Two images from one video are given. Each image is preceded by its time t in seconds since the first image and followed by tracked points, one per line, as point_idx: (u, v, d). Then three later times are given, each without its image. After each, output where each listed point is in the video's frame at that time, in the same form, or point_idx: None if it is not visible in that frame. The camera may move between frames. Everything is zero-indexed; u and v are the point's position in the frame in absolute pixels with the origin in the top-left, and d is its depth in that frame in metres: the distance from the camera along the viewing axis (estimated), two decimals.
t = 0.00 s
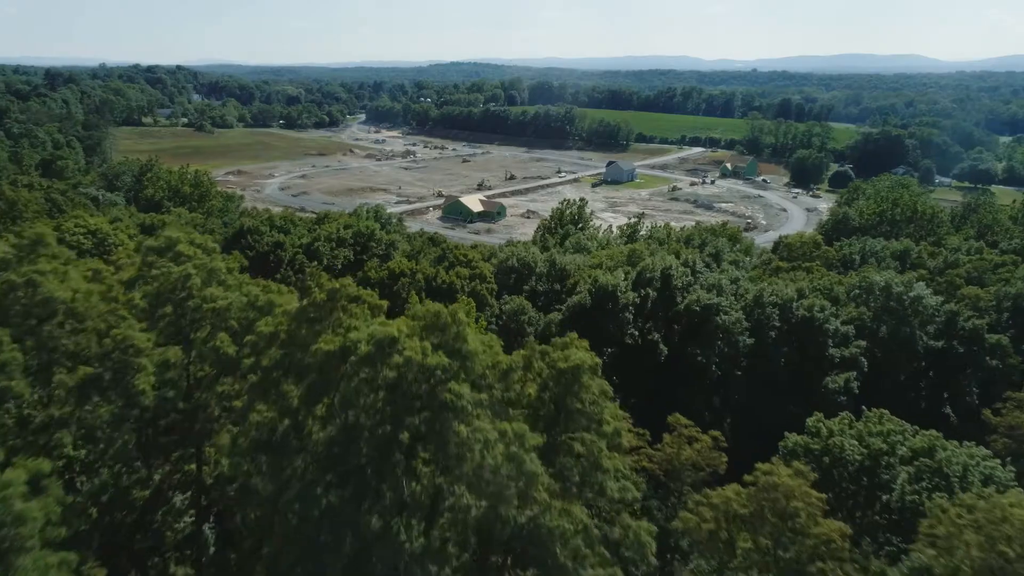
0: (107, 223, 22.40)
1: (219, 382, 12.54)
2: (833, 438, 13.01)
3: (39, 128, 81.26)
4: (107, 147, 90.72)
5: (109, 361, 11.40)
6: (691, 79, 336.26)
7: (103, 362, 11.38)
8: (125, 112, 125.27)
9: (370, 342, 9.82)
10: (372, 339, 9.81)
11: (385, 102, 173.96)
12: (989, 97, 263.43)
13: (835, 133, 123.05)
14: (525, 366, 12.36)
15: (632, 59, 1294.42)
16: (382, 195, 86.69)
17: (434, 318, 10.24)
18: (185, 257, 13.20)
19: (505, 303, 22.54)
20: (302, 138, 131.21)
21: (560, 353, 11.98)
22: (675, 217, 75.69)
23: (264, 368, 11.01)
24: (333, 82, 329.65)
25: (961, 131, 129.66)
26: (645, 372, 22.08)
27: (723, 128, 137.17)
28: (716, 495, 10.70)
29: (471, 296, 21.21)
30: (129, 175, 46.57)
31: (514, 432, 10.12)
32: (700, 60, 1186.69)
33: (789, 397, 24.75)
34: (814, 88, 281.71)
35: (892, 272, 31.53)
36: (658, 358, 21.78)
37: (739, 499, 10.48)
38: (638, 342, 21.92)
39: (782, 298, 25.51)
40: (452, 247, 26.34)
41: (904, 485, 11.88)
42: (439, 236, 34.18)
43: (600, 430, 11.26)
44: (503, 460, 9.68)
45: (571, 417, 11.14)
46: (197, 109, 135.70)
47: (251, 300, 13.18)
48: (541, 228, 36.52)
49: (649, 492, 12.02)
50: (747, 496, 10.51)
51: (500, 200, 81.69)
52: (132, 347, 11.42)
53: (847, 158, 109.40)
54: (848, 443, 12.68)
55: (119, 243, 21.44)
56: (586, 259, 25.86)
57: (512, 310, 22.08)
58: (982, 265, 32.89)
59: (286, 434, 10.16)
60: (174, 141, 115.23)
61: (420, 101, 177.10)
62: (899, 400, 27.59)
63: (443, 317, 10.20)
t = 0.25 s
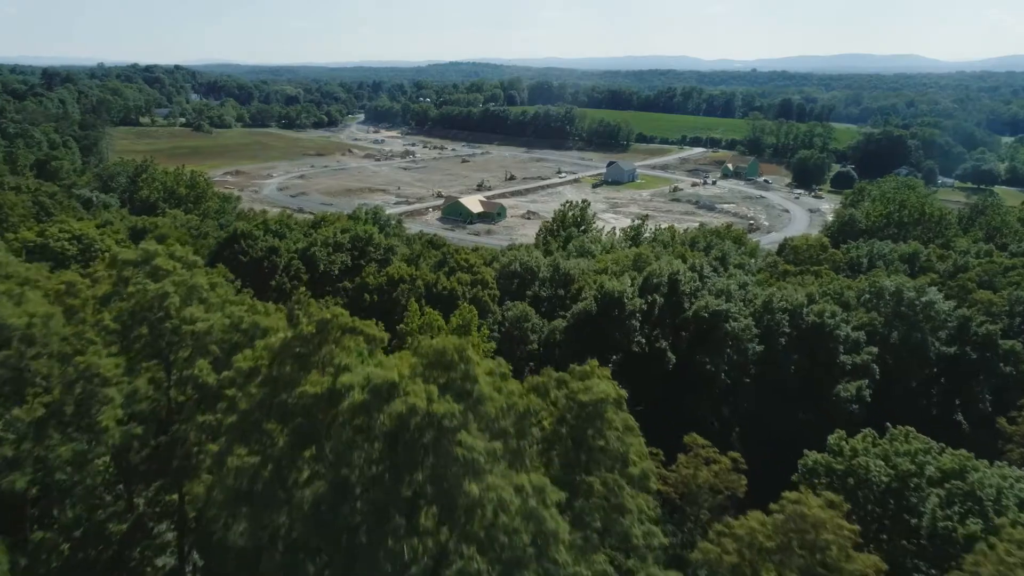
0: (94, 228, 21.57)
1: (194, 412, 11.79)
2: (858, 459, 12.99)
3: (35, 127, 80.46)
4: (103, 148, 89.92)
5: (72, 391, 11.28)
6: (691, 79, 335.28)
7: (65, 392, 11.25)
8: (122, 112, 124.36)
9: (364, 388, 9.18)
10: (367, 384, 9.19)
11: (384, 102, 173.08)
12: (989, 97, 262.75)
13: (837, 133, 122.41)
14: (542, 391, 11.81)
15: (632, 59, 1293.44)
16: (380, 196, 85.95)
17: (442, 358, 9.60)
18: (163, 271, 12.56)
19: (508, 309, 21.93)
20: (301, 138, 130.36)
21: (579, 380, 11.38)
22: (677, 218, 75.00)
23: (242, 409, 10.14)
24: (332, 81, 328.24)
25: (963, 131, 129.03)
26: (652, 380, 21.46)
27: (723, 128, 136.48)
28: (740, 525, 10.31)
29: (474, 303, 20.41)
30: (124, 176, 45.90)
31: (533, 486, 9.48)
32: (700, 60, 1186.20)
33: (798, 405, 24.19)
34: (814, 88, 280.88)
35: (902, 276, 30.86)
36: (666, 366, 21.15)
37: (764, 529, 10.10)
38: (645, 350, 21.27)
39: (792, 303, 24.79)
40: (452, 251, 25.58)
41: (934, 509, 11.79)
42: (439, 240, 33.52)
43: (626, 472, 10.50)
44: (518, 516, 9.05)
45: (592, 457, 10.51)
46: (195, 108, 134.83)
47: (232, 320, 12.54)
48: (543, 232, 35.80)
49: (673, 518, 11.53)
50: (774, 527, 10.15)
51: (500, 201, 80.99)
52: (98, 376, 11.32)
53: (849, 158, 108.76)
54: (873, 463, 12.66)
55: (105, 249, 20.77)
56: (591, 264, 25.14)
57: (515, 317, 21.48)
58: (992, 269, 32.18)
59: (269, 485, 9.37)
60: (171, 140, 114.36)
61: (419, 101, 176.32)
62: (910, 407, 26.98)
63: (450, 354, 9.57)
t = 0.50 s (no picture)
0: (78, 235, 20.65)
1: (172, 453, 11.10)
2: (887, 482, 12.80)
3: (31, 128, 79.73)
4: (100, 148, 89.22)
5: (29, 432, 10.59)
6: (691, 78, 334.44)
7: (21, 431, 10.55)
8: (120, 112, 123.60)
9: (362, 458, 8.42)
10: (365, 451, 8.45)
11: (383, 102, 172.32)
12: (991, 97, 262.08)
13: (839, 133, 121.78)
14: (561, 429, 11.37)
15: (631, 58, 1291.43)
16: (380, 196, 85.27)
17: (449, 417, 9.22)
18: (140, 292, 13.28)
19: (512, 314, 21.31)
20: (300, 138, 129.60)
21: (604, 418, 10.76)
22: (679, 219, 74.32)
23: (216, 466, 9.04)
24: (332, 81, 326.93)
25: (966, 131, 128.38)
26: (661, 390, 20.68)
27: (725, 128, 135.80)
28: (770, 561, 9.91)
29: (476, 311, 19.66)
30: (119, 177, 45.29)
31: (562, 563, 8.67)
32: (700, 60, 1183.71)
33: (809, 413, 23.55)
34: (815, 88, 280.14)
35: (913, 281, 30.18)
36: (676, 376, 20.36)
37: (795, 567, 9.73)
38: (654, 358, 20.50)
39: (803, 309, 24.11)
40: (453, 256, 24.92)
41: (971, 538, 11.30)
42: (440, 243, 32.82)
43: (662, 529, 9.71)
44: None
45: (623, 507, 9.76)
46: (193, 108, 134.08)
47: (213, 349, 11.78)
48: (546, 235, 35.20)
49: (696, 549, 11.26)
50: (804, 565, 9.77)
51: (500, 202, 80.30)
52: (55, 413, 10.77)
53: (851, 158, 108.10)
54: (903, 488, 12.46)
55: (91, 255, 20.04)
56: (596, 268, 24.43)
57: (518, 324, 20.85)
58: (1003, 272, 31.46)
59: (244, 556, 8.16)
60: (169, 141, 113.61)
61: (419, 101, 175.63)
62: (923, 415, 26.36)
63: (458, 408, 9.23)
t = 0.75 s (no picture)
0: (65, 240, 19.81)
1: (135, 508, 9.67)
2: (918, 508, 12.33)
3: (27, 128, 78.94)
4: (97, 149, 88.44)
5: None
6: (692, 78, 333.59)
7: None
8: (118, 112, 122.86)
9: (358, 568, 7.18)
10: (363, 558, 7.23)
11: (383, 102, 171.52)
12: (991, 97, 261.70)
13: (840, 133, 121.14)
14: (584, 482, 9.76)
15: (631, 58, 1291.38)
16: (379, 197, 84.56)
17: (456, 493, 8.11)
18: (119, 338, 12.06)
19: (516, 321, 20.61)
20: (299, 138, 128.87)
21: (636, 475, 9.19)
22: (681, 221, 73.64)
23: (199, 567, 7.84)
24: (333, 80, 325.42)
25: (968, 131, 127.83)
26: (670, 400, 20.00)
27: (726, 128, 135.18)
28: None
29: (480, 319, 18.93)
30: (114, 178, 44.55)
31: None
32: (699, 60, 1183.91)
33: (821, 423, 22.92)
34: (815, 89, 279.41)
35: (926, 286, 29.42)
36: (685, 386, 19.68)
37: None
38: (662, 368, 19.81)
39: (814, 316, 23.44)
40: (454, 261, 24.15)
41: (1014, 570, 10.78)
42: (440, 247, 32.06)
43: None
44: None
45: None
46: (191, 108, 133.29)
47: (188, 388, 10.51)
48: (548, 238, 34.55)
49: None
50: None
51: (500, 203, 79.58)
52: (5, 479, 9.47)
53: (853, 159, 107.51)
54: (938, 514, 11.91)
55: (76, 264, 19.26)
56: (602, 273, 23.70)
57: (522, 333, 20.22)
58: (1016, 276, 30.71)
59: None
60: (167, 141, 112.86)
61: (419, 101, 175.01)
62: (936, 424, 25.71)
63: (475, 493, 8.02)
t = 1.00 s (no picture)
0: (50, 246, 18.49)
1: None
2: (957, 536, 11.73)
3: (23, 128, 78.21)
4: (94, 149, 87.70)
5: None
6: (692, 78, 332.96)
7: None
8: (116, 112, 122.13)
9: None
10: None
11: (383, 102, 170.82)
12: (992, 97, 261.26)
13: (843, 134, 120.48)
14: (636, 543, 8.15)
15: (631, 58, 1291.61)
16: (378, 197, 83.84)
17: None
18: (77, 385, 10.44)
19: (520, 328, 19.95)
20: (298, 138, 128.11)
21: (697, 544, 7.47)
22: (684, 222, 72.96)
23: None
24: (332, 80, 325.49)
25: (971, 132, 127.27)
26: (680, 411, 19.30)
27: (727, 128, 134.54)
28: None
29: (483, 328, 18.22)
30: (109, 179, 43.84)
31: None
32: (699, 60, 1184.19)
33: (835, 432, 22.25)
34: (816, 89, 278.78)
35: (940, 291, 28.66)
36: (695, 398, 19.00)
37: None
38: (673, 378, 19.10)
39: (827, 322, 22.75)
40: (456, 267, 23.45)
41: None
42: (442, 250, 31.34)
43: None
44: None
45: None
46: (190, 108, 132.58)
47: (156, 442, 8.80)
48: (552, 241, 33.89)
49: None
50: None
51: (501, 204, 78.85)
52: None
53: (856, 159, 106.84)
54: (978, 544, 11.31)
55: (60, 271, 17.55)
56: (609, 278, 23.01)
57: (527, 341, 19.54)
58: None
59: None
60: (166, 141, 112.09)
61: (418, 101, 174.41)
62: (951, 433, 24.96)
63: None
